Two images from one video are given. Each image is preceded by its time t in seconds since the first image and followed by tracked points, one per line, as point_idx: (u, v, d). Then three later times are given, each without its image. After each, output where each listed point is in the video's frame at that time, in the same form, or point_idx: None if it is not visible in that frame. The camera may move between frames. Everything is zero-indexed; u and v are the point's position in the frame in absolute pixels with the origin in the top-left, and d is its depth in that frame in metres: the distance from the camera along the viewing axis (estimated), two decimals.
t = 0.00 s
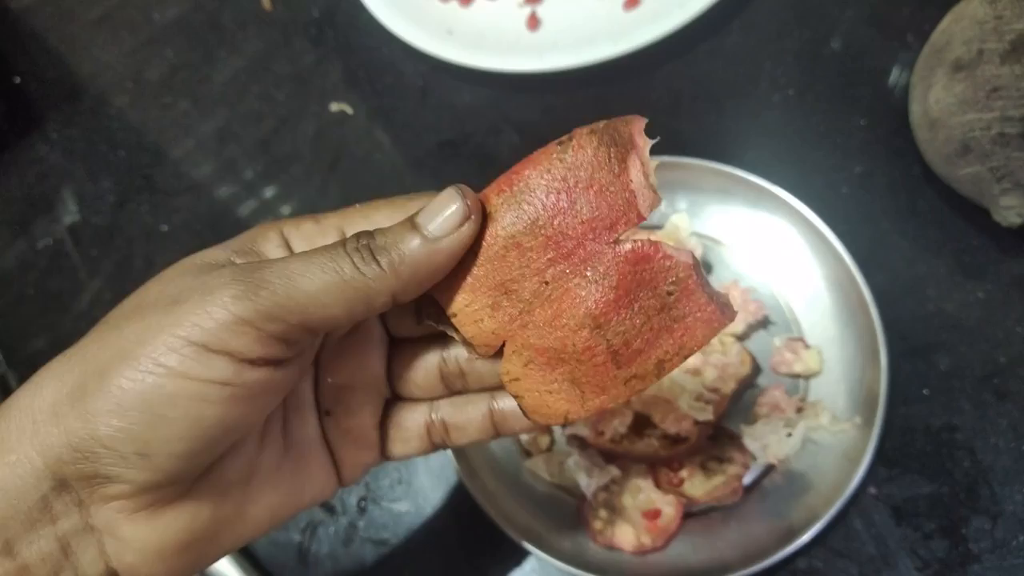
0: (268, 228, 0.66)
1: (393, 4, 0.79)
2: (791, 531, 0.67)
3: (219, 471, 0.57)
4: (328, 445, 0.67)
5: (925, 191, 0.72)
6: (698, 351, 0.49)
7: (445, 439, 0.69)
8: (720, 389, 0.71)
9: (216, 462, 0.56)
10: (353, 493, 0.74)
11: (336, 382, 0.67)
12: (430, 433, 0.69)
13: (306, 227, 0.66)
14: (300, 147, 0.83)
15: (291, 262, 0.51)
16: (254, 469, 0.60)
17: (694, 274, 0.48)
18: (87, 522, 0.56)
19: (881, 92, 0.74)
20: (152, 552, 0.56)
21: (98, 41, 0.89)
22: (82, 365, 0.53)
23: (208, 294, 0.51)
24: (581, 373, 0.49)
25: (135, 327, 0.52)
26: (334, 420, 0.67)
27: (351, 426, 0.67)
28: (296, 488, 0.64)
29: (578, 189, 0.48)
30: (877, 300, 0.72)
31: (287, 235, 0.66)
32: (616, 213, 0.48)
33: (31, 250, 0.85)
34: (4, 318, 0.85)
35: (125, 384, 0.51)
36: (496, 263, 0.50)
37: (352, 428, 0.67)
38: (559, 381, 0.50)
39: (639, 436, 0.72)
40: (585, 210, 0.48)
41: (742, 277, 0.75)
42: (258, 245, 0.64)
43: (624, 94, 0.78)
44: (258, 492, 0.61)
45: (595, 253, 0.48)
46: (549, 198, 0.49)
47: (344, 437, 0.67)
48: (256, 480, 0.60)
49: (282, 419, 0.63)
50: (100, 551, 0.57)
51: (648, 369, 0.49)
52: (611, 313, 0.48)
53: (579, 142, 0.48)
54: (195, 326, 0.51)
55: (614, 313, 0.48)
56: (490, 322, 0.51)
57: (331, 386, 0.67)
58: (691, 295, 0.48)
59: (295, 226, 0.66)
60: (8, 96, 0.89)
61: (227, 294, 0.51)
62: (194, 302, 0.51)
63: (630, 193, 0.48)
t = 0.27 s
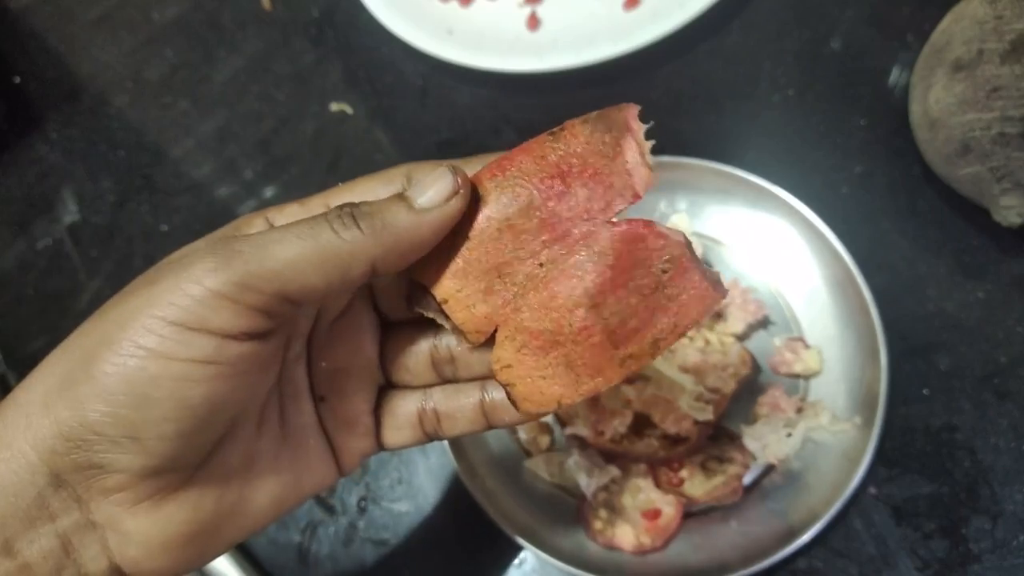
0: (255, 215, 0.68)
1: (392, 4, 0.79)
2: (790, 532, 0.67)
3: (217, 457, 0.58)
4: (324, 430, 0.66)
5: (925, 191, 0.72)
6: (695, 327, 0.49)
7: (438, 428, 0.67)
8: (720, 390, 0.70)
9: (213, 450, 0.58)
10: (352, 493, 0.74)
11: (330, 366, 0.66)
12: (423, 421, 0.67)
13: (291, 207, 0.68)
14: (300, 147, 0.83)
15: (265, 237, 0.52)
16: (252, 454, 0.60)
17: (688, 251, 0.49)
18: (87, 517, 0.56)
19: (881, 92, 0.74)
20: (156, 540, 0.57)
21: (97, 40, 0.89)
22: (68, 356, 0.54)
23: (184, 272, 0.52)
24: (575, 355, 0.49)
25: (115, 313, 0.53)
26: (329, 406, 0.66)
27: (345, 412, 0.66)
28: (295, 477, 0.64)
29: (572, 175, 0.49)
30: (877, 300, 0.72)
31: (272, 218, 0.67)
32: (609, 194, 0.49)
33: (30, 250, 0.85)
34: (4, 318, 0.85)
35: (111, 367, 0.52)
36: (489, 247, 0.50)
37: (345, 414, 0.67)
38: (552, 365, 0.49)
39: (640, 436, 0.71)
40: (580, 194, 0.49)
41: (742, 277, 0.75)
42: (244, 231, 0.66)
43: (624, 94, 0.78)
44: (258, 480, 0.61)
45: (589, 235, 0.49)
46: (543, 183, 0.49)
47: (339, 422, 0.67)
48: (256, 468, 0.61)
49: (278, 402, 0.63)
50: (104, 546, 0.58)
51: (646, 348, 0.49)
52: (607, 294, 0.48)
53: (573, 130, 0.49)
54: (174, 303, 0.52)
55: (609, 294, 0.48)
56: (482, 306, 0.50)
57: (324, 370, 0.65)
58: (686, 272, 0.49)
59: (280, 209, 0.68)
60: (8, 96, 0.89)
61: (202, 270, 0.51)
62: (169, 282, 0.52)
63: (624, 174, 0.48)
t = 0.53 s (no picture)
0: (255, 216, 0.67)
1: (392, 4, 0.79)
2: (790, 532, 0.67)
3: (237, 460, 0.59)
4: (328, 424, 0.66)
5: (924, 191, 0.72)
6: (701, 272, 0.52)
7: (431, 417, 0.66)
8: (720, 390, 0.71)
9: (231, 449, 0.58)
10: (352, 493, 0.74)
11: (328, 355, 0.64)
12: (416, 411, 0.66)
13: (289, 209, 0.67)
14: (300, 147, 0.83)
15: (293, 261, 0.51)
16: (267, 453, 0.61)
17: (670, 212, 0.52)
18: (115, 510, 0.58)
19: (881, 92, 0.74)
20: (178, 536, 0.58)
21: (97, 41, 0.89)
22: (92, 364, 0.53)
23: (213, 291, 0.51)
24: (606, 344, 0.52)
25: (144, 324, 0.52)
26: (329, 399, 0.65)
27: (344, 405, 0.66)
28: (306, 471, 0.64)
29: (544, 187, 0.53)
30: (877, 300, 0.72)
31: (272, 220, 0.67)
32: (584, 190, 0.52)
33: (30, 250, 0.85)
34: (5, 318, 0.85)
35: (139, 378, 0.51)
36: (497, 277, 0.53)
37: (344, 407, 0.66)
38: (588, 363, 0.52)
39: (639, 436, 0.71)
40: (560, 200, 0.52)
41: (742, 277, 0.75)
42: (248, 233, 0.65)
43: (624, 94, 0.78)
44: (274, 476, 0.62)
45: (578, 235, 0.52)
46: (523, 204, 0.53)
47: (341, 416, 0.66)
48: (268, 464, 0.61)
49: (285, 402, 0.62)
50: (129, 537, 0.59)
51: (661, 315, 0.52)
52: (612, 277, 0.52)
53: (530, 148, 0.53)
54: (205, 318, 0.51)
55: (613, 278, 0.52)
56: (508, 335, 0.53)
57: (322, 363, 0.64)
58: (674, 231, 0.52)
59: (278, 211, 0.68)
60: (8, 96, 0.89)
61: (231, 291, 0.50)
62: (198, 299, 0.51)
63: (588, 164, 0.52)
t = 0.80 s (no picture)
0: (219, 209, 0.67)
1: (392, 4, 0.79)
2: (790, 532, 0.67)
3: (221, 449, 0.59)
4: (303, 408, 0.66)
5: (924, 191, 0.72)
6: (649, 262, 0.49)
7: (397, 401, 0.66)
8: (719, 389, 0.71)
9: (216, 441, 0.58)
10: (352, 493, 0.74)
11: (297, 342, 0.64)
12: (381, 396, 0.66)
13: (249, 199, 0.67)
14: (300, 147, 0.83)
15: (271, 257, 0.51)
16: (250, 439, 0.62)
17: (616, 198, 0.49)
18: (107, 511, 0.57)
19: (881, 92, 0.74)
20: (171, 529, 0.58)
21: (98, 41, 0.89)
22: (77, 364, 0.53)
23: (192, 287, 0.51)
24: (555, 333, 0.51)
25: (126, 322, 0.53)
26: (302, 386, 0.65)
27: (316, 390, 0.66)
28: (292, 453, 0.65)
29: (493, 176, 0.52)
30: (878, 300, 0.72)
31: (237, 212, 0.67)
32: (530, 178, 0.51)
33: (30, 250, 0.85)
34: (4, 318, 0.84)
35: (125, 376, 0.52)
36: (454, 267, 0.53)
37: (317, 393, 0.66)
38: (539, 352, 0.51)
39: (640, 436, 0.72)
40: (507, 189, 0.51)
41: (743, 277, 0.75)
42: (213, 228, 0.65)
43: (624, 94, 0.78)
44: (259, 462, 0.63)
45: (529, 223, 0.51)
46: (476, 193, 0.52)
47: (315, 402, 0.66)
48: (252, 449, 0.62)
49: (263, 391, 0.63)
50: (123, 535, 0.58)
51: (611, 303, 0.49)
52: (562, 266, 0.50)
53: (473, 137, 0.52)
54: (186, 315, 0.51)
55: (561, 267, 0.50)
56: (464, 325, 0.53)
57: (292, 350, 0.64)
58: (620, 218, 0.49)
59: (240, 202, 0.67)
60: (8, 96, 0.89)
61: (210, 288, 0.51)
62: (178, 296, 0.51)
63: (528, 151, 0.50)
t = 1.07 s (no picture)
0: (230, 212, 0.67)
1: (392, 4, 0.79)
2: (790, 532, 0.67)
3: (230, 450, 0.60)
4: (317, 407, 0.66)
5: (924, 191, 0.72)
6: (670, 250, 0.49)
7: (419, 394, 0.65)
8: (720, 389, 0.71)
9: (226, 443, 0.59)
10: (353, 494, 0.74)
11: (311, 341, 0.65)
12: (404, 388, 0.66)
13: (262, 202, 0.68)
14: (300, 147, 0.83)
15: (282, 257, 0.51)
16: (259, 439, 0.62)
17: (637, 189, 0.49)
18: (117, 515, 0.57)
19: (881, 92, 0.74)
20: (183, 531, 0.58)
21: (98, 42, 0.90)
22: (88, 366, 0.53)
23: (203, 289, 0.51)
24: (582, 321, 0.50)
25: (137, 324, 0.52)
26: (317, 383, 0.66)
27: (332, 387, 0.66)
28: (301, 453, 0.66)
29: (512, 171, 0.50)
30: (878, 299, 0.72)
31: (250, 214, 0.67)
32: (553, 170, 0.50)
33: (31, 251, 0.85)
34: (4, 318, 0.84)
35: (135, 379, 0.52)
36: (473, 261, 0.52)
37: (332, 389, 0.66)
38: (565, 340, 0.51)
39: (640, 435, 0.72)
40: (528, 181, 0.50)
41: (742, 277, 0.75)
42: (225, 230, 0.65)
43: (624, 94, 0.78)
44: (269, 460, 0.63)
45: (549, 215, 0.50)
46: (493, 188, 0.51)
47: (330, 399, 0.67)
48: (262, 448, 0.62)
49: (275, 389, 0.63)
50: (131, 539, 0.58)
51: (637, 290, 0.49)
52: (585, 256, 0.49)
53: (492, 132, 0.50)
54: (197, 317, 0.51)
55: (583, 256, 0.49)
56: (487, 317, 0.52)
57: (309, 350, 0.65)
58: (641, 208, 0.49)
59: (253, 204, 0.68)
60: (8, 96, 0.89)
61: (222, 289, 0.51)
62: (190, 297, 0.51)
63: (551, 144, 0.50)
